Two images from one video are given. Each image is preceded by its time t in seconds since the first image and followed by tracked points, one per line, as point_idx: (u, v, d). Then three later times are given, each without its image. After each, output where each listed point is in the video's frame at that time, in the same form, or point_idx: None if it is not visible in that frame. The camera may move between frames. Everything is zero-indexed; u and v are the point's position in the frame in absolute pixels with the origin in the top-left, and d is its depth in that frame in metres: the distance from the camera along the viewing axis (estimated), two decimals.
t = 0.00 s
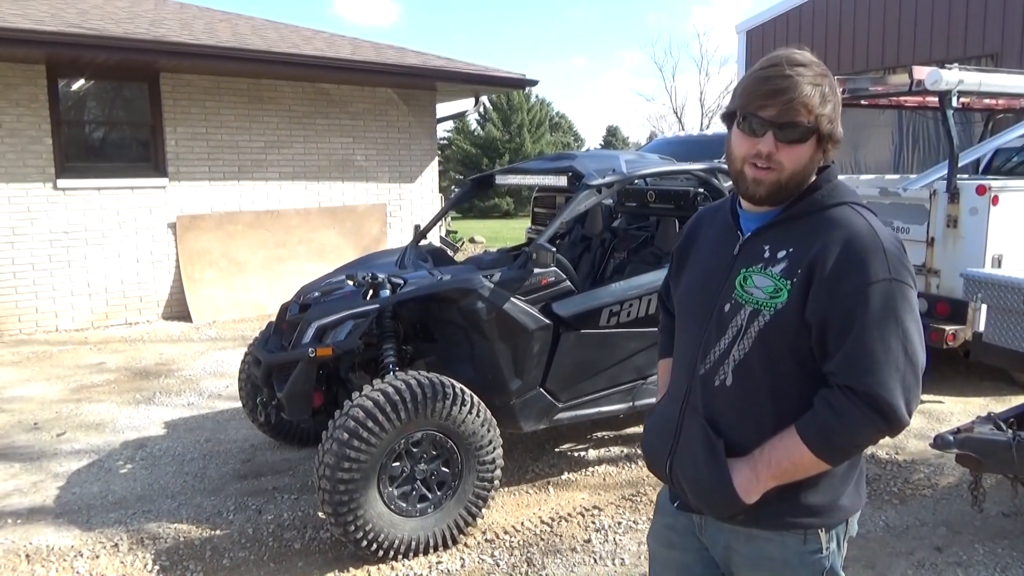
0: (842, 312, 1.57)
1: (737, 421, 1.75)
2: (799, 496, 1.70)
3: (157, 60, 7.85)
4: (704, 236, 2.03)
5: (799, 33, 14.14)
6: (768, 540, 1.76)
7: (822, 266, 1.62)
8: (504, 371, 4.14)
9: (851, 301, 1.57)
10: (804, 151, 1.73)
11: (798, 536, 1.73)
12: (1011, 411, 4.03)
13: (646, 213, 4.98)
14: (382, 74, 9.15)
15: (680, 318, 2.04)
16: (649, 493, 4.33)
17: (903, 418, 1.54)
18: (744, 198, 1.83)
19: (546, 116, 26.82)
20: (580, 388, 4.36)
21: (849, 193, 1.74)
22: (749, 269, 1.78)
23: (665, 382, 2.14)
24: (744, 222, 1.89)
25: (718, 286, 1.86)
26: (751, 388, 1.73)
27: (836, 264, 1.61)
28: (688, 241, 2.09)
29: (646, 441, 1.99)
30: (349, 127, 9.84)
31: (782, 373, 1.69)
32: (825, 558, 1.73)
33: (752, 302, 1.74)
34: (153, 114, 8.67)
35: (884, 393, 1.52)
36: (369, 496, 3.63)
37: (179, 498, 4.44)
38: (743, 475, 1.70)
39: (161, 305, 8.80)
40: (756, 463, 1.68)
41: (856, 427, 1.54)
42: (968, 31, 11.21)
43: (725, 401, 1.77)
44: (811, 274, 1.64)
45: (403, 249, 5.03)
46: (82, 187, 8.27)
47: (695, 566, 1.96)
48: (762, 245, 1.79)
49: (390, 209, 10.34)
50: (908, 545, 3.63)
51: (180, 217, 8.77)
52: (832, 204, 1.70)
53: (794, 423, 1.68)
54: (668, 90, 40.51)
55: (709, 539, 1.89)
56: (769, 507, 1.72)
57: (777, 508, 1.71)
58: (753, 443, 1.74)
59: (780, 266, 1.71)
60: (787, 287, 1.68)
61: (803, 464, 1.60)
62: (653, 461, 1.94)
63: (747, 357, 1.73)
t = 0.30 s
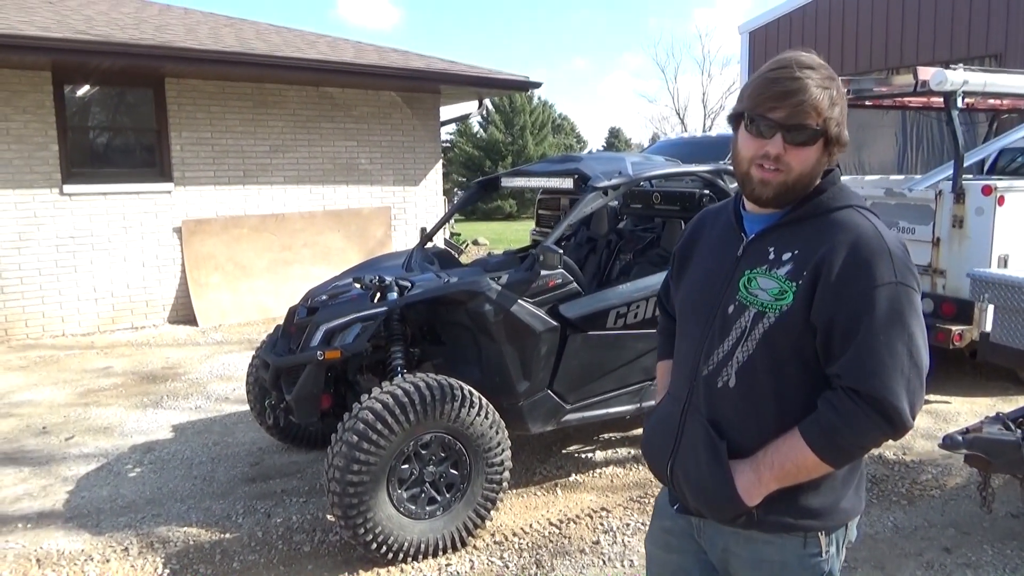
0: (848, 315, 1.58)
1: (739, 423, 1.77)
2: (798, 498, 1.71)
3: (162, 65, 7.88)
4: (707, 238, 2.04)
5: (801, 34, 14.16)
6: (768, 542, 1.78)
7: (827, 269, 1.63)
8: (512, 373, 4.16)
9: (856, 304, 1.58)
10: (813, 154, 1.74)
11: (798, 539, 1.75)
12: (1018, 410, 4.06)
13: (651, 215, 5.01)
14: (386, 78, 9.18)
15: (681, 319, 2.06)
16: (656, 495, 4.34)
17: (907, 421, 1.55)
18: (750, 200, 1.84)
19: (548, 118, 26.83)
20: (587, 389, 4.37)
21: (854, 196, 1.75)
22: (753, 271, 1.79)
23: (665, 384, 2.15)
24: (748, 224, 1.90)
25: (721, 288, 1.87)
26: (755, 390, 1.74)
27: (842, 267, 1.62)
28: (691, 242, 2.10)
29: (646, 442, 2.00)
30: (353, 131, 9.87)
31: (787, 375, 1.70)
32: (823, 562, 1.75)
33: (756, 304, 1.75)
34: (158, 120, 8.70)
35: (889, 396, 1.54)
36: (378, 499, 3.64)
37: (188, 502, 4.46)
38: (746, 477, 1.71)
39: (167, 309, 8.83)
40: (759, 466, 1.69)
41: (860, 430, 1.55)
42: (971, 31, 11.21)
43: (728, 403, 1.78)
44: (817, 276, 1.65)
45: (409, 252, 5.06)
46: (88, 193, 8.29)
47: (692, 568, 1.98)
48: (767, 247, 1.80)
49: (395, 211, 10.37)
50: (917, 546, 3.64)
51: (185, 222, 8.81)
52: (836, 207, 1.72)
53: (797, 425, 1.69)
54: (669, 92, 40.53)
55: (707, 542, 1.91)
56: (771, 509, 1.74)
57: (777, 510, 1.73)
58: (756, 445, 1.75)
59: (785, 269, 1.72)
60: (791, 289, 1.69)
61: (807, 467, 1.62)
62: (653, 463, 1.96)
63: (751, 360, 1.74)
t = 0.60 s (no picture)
0: (850, 312, 1.59)
1: (739, 419, 1.77)
2: (796, 495, 1.73)
3: (164, 66, 7.89)
4: (711, 233, 2.05)
5: (802, 31, 14.17)
6: (764, 539, 1.79)
7: (830, 265, 1.64)
8: (516, 371, 4.16)
9: (859, 300, 1.58)
10: (815, 149, 1.75)
11: (795, 536, 1.75)
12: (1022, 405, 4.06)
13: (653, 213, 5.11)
14: (388, 77, 9.19)
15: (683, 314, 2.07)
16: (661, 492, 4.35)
17: (907, 419, 1.56)
18: (753, 196, 1.85)
19: (549, 117, 26.83)
20: (592, 387, 4.38)
21: (859, 194, 1.76)
22: (756, 268, 1.80)
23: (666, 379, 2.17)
24: (753, 220, 1.91)
25: (725, 284, 1.88)
26: (755, 386, 1.75)
27: (846, 263, 1.62)
28: (694, 238, 2.11)
29: (646, 437, 2.02)
30: (355, 130, 9.88)
31: (788, 371, 1.71)
32: (820, 560, 1.76)
33: (759, 300, 1.76)
34: (160, 120, 8.71)
35: (890, 394, 1.54)
36: (384, 497, 3.65)
37: (194, 501, 4.47)
38: (745, 473, 1.72)
39: (170, 310, 8.85)
40: (758, 462, 1.70)
41: (860, 427, 1.56)
42: (972, 28, 11.22)
43: (728, 399, 1.79)
44: (820, 273, 1.66)
45: (412, 250, 5.06)
46: (91, 194, 8.31)
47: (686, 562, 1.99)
48: (772, 243, 1.81)
49: (397, 211, 10.37)
50: (922, 542, 3.64)
51: (187, 222, 8.83)
52: (841, 204, 1.72)
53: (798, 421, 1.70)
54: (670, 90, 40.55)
55: (703, 538, 1.92)
56: (770, 506, 1.75)
57: (776, 506, 1.74)
58: (755, 441, 1.76)
59: (789, 265, 1.73)
60: (794, 285, 1.70)
61: (807, 464, 1.62)
62: (653, 457, 1.97)
63: (753, 356, 1.74)
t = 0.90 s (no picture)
0: (858, 310, 1.60)
1: (747, 417, 1.78)
2: (806, 492, 1.73)
3: (164, 65, 7.89)
4: (721, 232, 2.06)
5: (802, 31, 14.18)
6: (775, 537, 1.79)
7: (838, 264, 1.65)
8: (517, 371, 4.17)
9: (866, 298, 1.59)
10: (820, 144, 1.76)
11: (805, 534, 1.76)
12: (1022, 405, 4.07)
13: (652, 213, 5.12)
14: (388, 77, 9.19)
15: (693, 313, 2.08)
16: (661, 491, 4.36)
17: (915, 417, 1.56)
18: (759, 192, 1.86)
19: (549, 116, 26.82)
20: (592, 386, 4.39)
21: (867, 192, 1.77)
22: (765, 266, 1.81)
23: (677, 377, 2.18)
24: (762, 219, 1.92)
25: (734, 283, 1.89)
26: (764, 383, 1.76)
27: (853, 261, 1.63)
28: (704, 237, 2.12)
29: (656, 434, 2.03)
30: (355, 130, 9.88)
31: (797, 369, 1.72)
32: (830, 557, 1.76)
33: (768, 298, 1.77)
34: (160, 119, 8.71)
35: (897, 391, 1.55)
36: (384, 496, 3.66)
37: (194, 500, 4.47)
38: (753, 470, 1.73)
39: (170, 309, 8.85)
40: (765, 459, 1.71)
41: (867, 425, 1.56)
42: (972, 28, 11.23)
43: (736, 396, 1.80)
44: (828, 272, 1.67)
45: (412, 250, 5.07)
46: (91, 193, 8.31)
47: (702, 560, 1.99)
48: (780, 241, 1.82)
49: (397, 210, 10.38)
50: (921, 540, 3.65)
51: (187, 222, 8.83)
52: (849, 203, 1.73)
53: (806, 419, 1.71)
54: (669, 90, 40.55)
55: (715, 536, 1.93)
56: (779, 503, 1.76)
57: (786, 503, 1.75)
58: (764, 438, 1.77)
59: (797, 263, 1.74)
60: (803, 283, 1.71)
61: (815, 461, 1.63)
62: (662, 455, 1.98)
63: (761, 354, 1.75)
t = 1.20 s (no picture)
0: (869, 312, 1.60)
1: (761, 419, 1.79)
2: (824, 493, 1.74)
3: (159, 63, 7.88)
4: (732, 234, 2.07)
5: (798, 32, 14.20)
6: (795, 536, 1.80)
7: (847, 266, 1.66)
8: (512, 370, 4.18)
9: (876, 300, 1.60)
10: (817, 143, 1.76)
11: (825, 533, 1.77)
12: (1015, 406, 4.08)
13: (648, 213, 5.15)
14: (384, 76, 9.19)
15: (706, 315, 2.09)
16: (656, 490, 4.37)
17: (928, 418, 1.57)
18: (764, 195, 1.87)
19: (545, 116, 26.83)
20: (588, 385, 4.40)
21: (876, 192, 1.77)
22: (775, 269, 1.82)
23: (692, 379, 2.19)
24: (772, 221, 1.92)
25: (745, 285, 1.90)
26: (777, 386, 1.76)
27: (862, 263, 1.64)
28: (715, 239, 2.13)
29: (673, 437, 2.04)
30: (351, 128, 9.87)
31: (809, 372, 1.73)
32: (850, 555, 1.77)
33: (778, 301, 1.78)
34: (155, 117, 8.69)
35: (909, 392, 1.55)
36: (379, 495, 3.66)
37: (189, 499, 4.47)
38: (768, 473, 1.74)
39: (165, 308, 8.83)
40: (780, 462, 1.72)
41: (880, 426, 1.57)
42: (967, 29, 11.26)
43: (750, 399, 1.81)
44: (837, 275, 1.68)
45: (408, 249, 5.07)
46: (86, 191, 8.29)
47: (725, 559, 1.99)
48: (790, 243, 1.82)
49: (393, 210, 10.37)
50: (914, 540, 3.67)
51: (183, 220, 8.81)
52: (857, 204, 1.74)
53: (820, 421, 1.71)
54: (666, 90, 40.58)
55: (735, 536, 1.94)
56: (796, 503, 1.76)
57: (803, 504, 1.76)
58: (778, 440, 1.78)
59: (806, 266, 1.75)
60: (813, 286, 1.72)
61: (828, 463, 1.64)
62: (679, 457, 2.00)
63: (773, 357, 1.76)
